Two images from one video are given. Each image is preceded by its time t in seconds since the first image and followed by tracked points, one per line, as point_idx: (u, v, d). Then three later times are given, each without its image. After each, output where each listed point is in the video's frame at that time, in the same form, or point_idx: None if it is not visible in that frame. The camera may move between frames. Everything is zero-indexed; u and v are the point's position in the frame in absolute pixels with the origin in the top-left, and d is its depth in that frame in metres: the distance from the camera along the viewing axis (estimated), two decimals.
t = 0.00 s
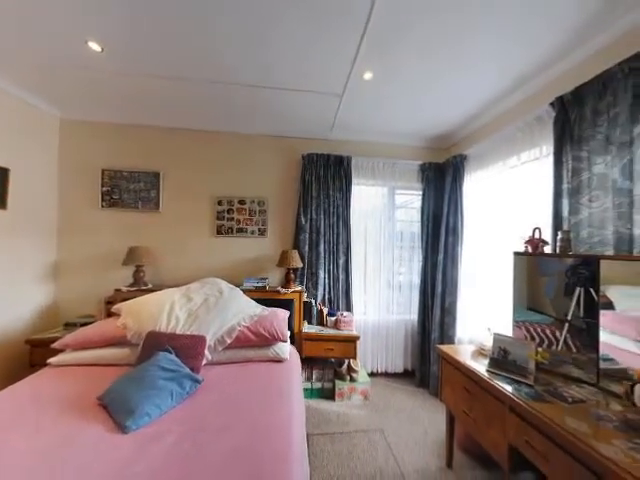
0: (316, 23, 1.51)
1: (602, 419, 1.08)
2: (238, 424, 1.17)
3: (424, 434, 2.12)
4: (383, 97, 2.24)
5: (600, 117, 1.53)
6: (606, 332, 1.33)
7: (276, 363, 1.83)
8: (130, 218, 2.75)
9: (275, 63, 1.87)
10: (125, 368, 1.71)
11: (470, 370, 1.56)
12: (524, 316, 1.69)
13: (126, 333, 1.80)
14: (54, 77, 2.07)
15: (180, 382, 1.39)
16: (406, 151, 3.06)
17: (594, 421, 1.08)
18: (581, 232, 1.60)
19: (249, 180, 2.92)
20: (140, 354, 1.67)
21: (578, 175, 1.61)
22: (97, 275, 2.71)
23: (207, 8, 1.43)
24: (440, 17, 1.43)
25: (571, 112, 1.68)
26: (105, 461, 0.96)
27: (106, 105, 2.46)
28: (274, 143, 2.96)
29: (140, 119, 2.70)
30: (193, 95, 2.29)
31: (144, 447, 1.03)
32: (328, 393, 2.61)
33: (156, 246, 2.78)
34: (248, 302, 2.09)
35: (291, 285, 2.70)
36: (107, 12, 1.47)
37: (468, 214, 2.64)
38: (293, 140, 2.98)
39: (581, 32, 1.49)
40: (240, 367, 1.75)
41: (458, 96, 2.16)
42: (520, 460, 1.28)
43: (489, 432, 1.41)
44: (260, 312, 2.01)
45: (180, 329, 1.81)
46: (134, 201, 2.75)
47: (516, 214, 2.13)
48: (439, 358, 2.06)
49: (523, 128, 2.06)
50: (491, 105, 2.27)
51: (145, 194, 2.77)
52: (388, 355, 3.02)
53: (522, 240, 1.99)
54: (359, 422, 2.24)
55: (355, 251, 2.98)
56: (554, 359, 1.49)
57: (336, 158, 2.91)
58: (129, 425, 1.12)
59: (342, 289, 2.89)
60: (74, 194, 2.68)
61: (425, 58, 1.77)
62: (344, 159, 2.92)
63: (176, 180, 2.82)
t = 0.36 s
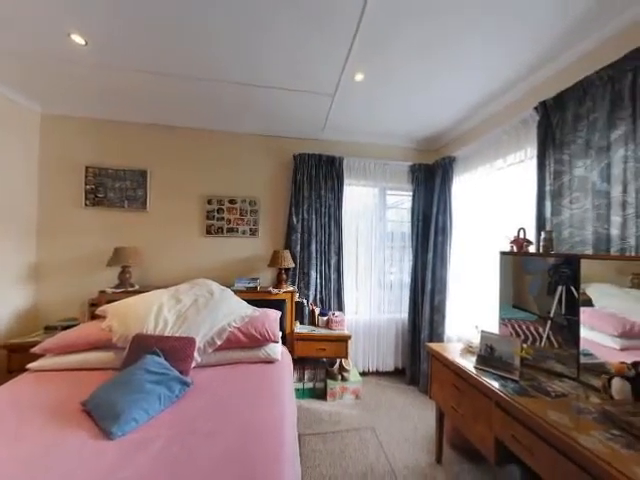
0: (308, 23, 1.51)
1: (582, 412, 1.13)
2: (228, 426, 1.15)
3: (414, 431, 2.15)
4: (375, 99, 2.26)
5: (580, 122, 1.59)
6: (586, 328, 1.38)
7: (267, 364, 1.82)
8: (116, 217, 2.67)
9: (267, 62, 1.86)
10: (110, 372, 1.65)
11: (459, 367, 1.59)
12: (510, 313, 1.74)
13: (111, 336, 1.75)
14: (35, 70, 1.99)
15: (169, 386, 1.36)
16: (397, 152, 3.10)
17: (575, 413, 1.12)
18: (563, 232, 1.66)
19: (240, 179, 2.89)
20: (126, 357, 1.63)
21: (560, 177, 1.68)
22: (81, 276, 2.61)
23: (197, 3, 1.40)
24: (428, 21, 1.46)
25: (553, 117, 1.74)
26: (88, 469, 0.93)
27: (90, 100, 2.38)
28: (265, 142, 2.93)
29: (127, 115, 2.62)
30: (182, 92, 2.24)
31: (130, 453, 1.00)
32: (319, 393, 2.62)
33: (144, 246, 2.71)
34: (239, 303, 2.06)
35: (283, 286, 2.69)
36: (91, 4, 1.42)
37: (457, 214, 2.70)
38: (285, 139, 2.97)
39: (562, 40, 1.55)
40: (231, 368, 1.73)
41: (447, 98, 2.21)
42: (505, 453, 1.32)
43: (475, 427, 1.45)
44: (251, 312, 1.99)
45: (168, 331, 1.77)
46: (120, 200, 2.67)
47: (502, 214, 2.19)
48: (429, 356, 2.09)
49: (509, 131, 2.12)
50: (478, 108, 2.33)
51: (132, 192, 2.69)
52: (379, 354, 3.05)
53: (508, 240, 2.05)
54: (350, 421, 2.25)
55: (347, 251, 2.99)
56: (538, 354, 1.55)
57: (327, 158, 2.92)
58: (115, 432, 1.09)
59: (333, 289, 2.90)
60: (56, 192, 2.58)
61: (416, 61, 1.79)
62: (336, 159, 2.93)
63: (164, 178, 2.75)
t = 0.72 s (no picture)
0: (300, 22, 1.51)
1: (564, 405, 1.17)
2: (218, 429, 1.14)
3: (405, 429, 2.18)
4: (366, 100, 2.28)
5: (562, 126, 1.65)
6: (567, 325, 1.44)
7: (258, 365, 1.80)
8: (101, 216, 2.58)
9: (258, 60, 1.84)
10: (94, 377, 1.60)
11: (448, 364, 1.62)
12: (496, 311, 1.79)
13: (96, 339, 1.69)
14: (12, 62, 1.90)
15: (157, 389, 1.33)
16: (387, 153, 3.13)
17: (557, 407, 1.16)
18: (546, 232, 1.72)
19: (231, 178, 2.85)
20: (111, 361, 1.58)
21: (544, 179, 1.74)
22: (63, 277, 2.51)
23: None
24: (418, 24, 1.49)
25: (537, 121, 1.80)
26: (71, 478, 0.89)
27: (72, 94, 2.29)
28: (256, 141, 2.91)
29: (112, 111, 2.54)
30: (170, 89, 2.19)
31: (116, 459, 0.97)
32: (311, 393, 2.62)
33: (130, 246, 2.63)
34: (229, 304, 2.04)
35: (274, 286, 2.68)
36: None
37: (446, 215, 2.75)
38: (276, 139, 2.95)
39: (545, 46, 1.61)
40: (221, 370, 1.71)
41: (436, 101, 2.26)
42: (492, 447, 1.36)
43: (464, 422, 1.48)
44: (242, 313, 1.97)
45: (156, 333, 1.73)
46: (105, 199, 2.58)
47: (488, 215, 2.25)
48: (419, 354, 2.13)
49: (495, 135, 2.18)
50: (466, 110, 2.39)
51: (118, 191, 2.61)
52: (370, 353, 3.08)
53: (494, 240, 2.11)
54: (342, 420, 2.26)
55: (338, 251, 3.00)
56: (523, 351, 1.60)
57: (319, 159, 2.92)
58: (99, 438, 1.05)
59: (325, 289, 2.91)
60: (36, 190, 2.47)
61: (406, 63, 1.82)
62: (328, 159, 2.93)
63: (151, 176, 2.68)
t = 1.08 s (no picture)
0: (291, 21, 1.50)
1: (547, 399, 1.22)
2: (209, 431, 1.12)
3: (395, 427, 2.21)
4: (357, 100, 2.29)
5: (545, 130, 1.71)
6: (550, 322, 1.49)
7: (249, 366, 1.78)
8: (85, 215, 2.49)
9: (249, 58, 1.82)
10: (77, 382, 1.54)
11: (437, 362, 1.65)
12: (484, 309, 1.84)
13: (79, 342, 1.63)
14: None
15: (144, 393, 1.29)
16: (378, 154, 3.16)
17: (541, 401, 1.21)
18: (530, 233, 1.78)
19: (221, 178, 2.81)
20: (96, 365, 1.52)
21: (528, 181, 1.80)
22: (43, 279, 2.41)
23: None
24: (408, 26, 1.51)
25: (521, 125, 1.86)
26: None
27: (54, 88, 2.20)
28: (247, 140, 2.88)
29: (97, 107, 2.46)
30: (158, 85, 2.14)
31: (101, 467, 0.94)
32: (302, 393, 2.61)
33: (116, 246, 2.56)
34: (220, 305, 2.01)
35: (265, 286, 2.66)
36: None
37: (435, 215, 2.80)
38: (267, 138, 2.93)
39: (529, 52, 1.67)
40: (211, 372, 1.68)
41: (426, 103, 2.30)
42: (479, 442, 1.40)
43: (452, 419, 1.51)
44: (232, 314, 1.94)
45: (144, 336, 1.68)
46: (89, 197, 2.50)
47: (476, 216, 2.31)
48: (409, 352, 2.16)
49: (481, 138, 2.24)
50: (454, 113, 2.44)
51: (103, 189, 2.53)
52: (362, 352, 3.10)
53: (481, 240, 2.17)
54: (333, 420, 2.27)
55: (330, 251, 3.01)
56: (509, 347, 1.65)
57: (311, 159, 2.92)
58: (82, 445, 1.01)
59: (316, 289, 2.91)
60: (14, 187, 2.35)
61: (397, 65, 1.84)
62: (319, 159, 2.94)
63: (138, 175, 2.61)
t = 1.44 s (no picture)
0: (282, 19, 1.49)
1: (531, 394, 1.26)
2: (197, 435, 1.10)
3: (386, 424, 2.23)
4: (349, 101, 2.30)
5: (529, 134, 1.77)
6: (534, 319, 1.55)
7: (240, 368, 1.76)
8: (67, 214, 2.40)
9: (239, 56, 1.80)
10: (59, 387, 1.48)
11: (427, 360, 1.68)
12: (472, 308, 1.88)
13: (61, 346, 1.57)
14: None
15: (130, 398, 1.25)
16: (370, 155, 3.18)
17: (525, 396, 1.25)
18: (516, 233, 1.83)
19: (211, 176, 2.77)
20: (79, 370, 1.47)
21: (514, 182, 1.85)
22: (22, 281, 2.30)
23: None
24: (399, 28, 1.53)
25: (507, 128, 1.91)
26: None
27: (33, 81, 2.11)
28: (238, 139, 2.84)
29: (80, 102, 2.37)
30: (145, 81, 2.08)
31: (85, 475, 0.90)
32: (294, 394, 2.60)
33: (101, 246, 2.47)
34: (210, 307, 1.98)
35: (257, 287, 2.63)
36: None
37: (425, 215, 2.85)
38: (258, 137, 2.90)
39: (514, 58, 1.73)
40: (201, 374, 1.65)
41: (416, 104, 2.33)
42: (467, 437, 1.43)
43: (441, 415, 1.54)
44: (223, 315, 1.92)
45: (130, 339, 1.64)
46: (72, 196, 2.40)
47: (464, 216, 2.37)
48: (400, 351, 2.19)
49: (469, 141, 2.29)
50: (444, 115, 2.49)
51: (86, 187, 2.44)
52: (353, 352, 3.12)
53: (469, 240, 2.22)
54: (325, 420, 2.27)
55: (322, 251, 3.01)
56: (495, 345, 1.69)
57: (302, 158, 2.91)
58: (65, 454, 0.97)
59: (308, 289, 2.90)
60: None
61: (388, 67, 1.86)
62: (311, 159, 2.93)
63: (125, 172, 2.54)
